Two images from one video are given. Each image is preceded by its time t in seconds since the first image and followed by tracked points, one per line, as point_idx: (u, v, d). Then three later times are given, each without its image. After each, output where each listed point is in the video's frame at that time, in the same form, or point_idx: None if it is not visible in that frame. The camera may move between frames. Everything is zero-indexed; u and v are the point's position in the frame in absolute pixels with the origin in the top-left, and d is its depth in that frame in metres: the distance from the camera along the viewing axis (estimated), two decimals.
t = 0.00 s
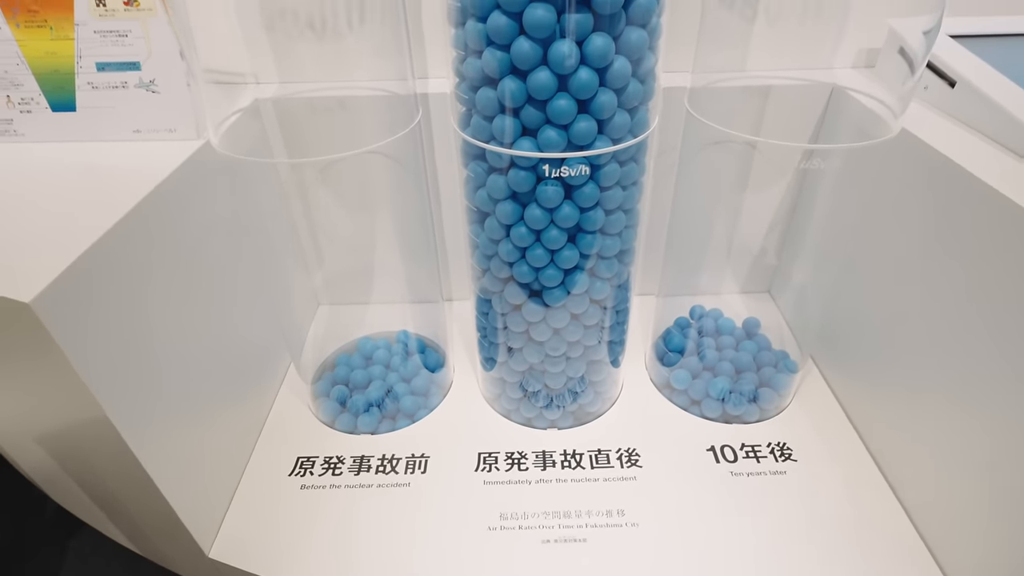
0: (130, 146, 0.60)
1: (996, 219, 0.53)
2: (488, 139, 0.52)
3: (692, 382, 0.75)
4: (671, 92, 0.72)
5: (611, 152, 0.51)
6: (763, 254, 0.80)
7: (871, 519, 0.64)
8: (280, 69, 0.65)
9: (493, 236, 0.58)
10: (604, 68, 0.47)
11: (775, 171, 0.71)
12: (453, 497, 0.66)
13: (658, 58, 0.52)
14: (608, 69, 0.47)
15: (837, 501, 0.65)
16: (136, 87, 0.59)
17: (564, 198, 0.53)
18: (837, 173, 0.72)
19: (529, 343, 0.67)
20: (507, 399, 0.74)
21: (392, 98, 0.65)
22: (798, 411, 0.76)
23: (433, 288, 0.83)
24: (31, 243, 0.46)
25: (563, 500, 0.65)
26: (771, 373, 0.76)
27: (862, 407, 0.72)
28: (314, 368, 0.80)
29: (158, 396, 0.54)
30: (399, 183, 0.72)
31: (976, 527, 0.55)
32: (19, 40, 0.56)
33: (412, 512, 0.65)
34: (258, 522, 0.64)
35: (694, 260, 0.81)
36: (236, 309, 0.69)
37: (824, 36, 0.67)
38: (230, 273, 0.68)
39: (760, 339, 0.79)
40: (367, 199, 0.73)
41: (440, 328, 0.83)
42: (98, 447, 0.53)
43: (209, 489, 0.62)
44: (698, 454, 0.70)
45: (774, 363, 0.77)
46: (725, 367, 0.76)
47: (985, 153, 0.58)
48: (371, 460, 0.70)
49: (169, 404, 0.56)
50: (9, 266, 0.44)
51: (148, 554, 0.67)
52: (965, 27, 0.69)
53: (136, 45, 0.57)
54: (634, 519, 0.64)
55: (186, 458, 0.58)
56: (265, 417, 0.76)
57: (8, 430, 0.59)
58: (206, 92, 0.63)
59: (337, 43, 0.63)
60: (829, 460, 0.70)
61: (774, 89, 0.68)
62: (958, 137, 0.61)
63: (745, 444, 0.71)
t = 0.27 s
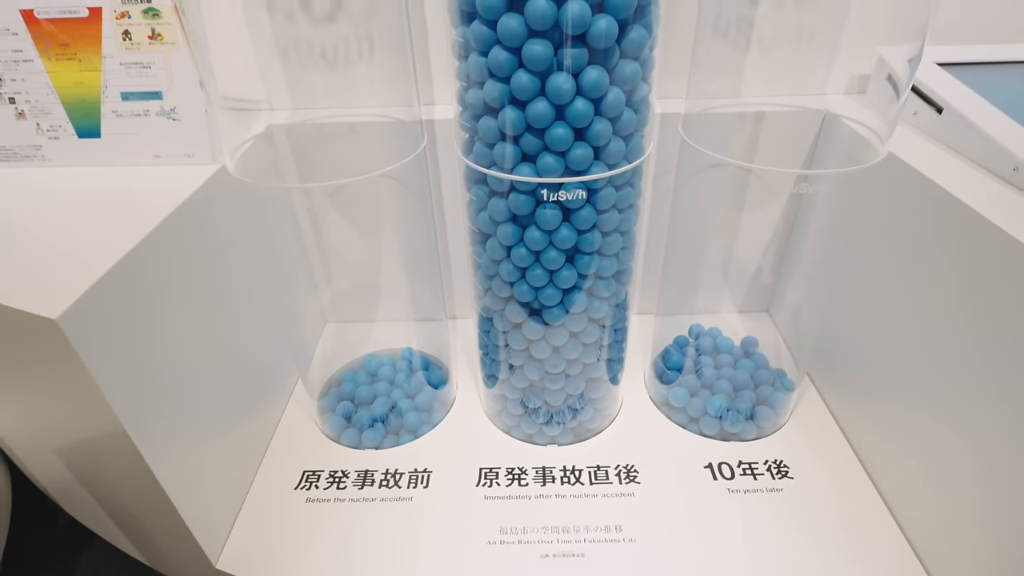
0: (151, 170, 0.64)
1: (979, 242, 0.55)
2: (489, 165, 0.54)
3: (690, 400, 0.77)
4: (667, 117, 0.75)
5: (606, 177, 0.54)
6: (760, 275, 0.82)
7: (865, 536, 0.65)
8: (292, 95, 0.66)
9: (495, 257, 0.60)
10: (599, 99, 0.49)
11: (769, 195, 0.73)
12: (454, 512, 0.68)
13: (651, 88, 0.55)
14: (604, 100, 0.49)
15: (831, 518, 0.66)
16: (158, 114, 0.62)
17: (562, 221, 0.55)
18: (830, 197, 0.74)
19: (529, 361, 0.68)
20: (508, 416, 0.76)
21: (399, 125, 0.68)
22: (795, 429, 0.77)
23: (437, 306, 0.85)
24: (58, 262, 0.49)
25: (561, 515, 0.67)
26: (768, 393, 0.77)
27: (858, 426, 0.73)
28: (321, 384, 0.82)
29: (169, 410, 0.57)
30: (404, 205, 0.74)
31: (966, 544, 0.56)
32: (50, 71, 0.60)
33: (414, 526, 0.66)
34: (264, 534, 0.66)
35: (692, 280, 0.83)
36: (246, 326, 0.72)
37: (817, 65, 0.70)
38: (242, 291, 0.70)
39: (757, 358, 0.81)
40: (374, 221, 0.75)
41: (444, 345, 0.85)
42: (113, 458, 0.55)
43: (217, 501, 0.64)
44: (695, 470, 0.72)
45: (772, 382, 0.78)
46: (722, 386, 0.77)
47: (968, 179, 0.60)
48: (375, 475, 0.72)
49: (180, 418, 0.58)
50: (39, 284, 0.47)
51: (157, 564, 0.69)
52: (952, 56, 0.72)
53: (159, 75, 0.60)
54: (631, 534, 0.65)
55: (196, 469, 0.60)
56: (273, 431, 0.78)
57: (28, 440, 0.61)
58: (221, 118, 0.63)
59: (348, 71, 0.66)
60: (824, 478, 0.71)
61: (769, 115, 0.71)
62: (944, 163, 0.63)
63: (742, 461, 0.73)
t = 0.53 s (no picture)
0: (175, 195, 0.67)
1: (969, 265, 0.57)
2: (495, 191, 0.57)
3: (692, 418, 0.78)
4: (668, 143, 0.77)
5: (606, 203, 0.56)
6: (760, 295, 0.84)
7: (864, 555, 0.65)
8: (310, 123, 0.71)
9: (500, 278, 0.63)
10: (599, 128, 0.51)
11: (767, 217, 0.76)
12: (460, 526, 0.69)
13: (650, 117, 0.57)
14: (603, 130, 0.51)
15: (831, 537, 0.67)
16: (183, 142, 0.66)
17: (564, 244, 0.58)
18: (828, 222, 0.76)
19: (533, 379, 0.71)
20: (514, 433, 0.78)
21: (411, 152, 0.71)
22: (796, 448, 0.78)
23: (445, 324, 0.87)
24: (92, 282, 0.53)
25: (564, 531, 0.68)
26: (769, 412, 0.78)
27: (859, 445, 0.74)
28: (333, 401, 0.84)
29: (187, 424, 0.59)
30: (414, 227, 0.77)
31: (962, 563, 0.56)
32: (83, 103, 0.64)
33: (421, 540, 0.68)
34: (275, 545, 0.68)
35: (694, 300, 0.85)
36: (262, 344, 0.75)
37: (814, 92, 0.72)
38: (258, 310, 0.73)
39: (759, 378, 0.82)
40: (384, 242, 0.78)
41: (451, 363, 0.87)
42: (134, 468, 0.58)
43: (231, 513, 0.67)
44: (696, 488, 0.73)
45: (773, 401, 0.80)
46: (724, 405, 0.78)
47: (959, 204, 0.61)
48: (383, 489, 0.74)
49: (197, 431, 0.61)
50: (74, 302, 0.50)
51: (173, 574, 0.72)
52: (945, 83, 0.74)
53: (186, 106, 0.64)
54: (633, 550, 0.66)
55: (211, 480, 0.63)
56: (285, 446, 0.80)
57: (54, 452, 0.64)
58: (244, 145, 0.68)
59: (363, 99, 0.69)
60: (824, 496, 0.72)
61: (768, 141, 0.73)
62: (936, 188, 0.65)
63: (743, 479, 0.74)
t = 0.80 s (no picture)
0: (195, 226, 0.70)
1: (960, 295, 0.58)
2: (501, 223, 0.59)
3: (694, 444, 0.80)
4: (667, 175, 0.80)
5: (608, 235, 0.58)
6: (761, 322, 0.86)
7: None
8: (323, 155, 0.72)
9: (506, 306, 0.65)
10: (601, 164, 0.54)
11: (767, 248, 0.77)
12: (465, 548, 0.71)
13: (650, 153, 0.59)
14: (605, 166, 0.53)
15: (831, 562, 0.68)
16: (204, 175, 0.69)
17: (567, 273, 0.60)
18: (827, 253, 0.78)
19: (538, 404, 0.72)
20: (519, 456, 0.79)
21: (422, 184, 0.74)
22: (797, 473, 0.79)
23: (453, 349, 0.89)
24: (119, 309, 0.56)
25: (568, 554, 0.69)
26: (770, 437, 0.79)
27: (859, 471, 0.75)
28: (342, 424, 0.86)
29: (202, 444, 0.61)
30: (423, 256, 0.80)
31: None
32: (111, 138, 0.67)
33: (427, 562, 0.69)
34: (285, 566, 0.70)
35: (695, 326, 0.87)
36: (274, 367, 0.77)
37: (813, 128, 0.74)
38: (271, 334, 0.76)
39: (761, 404, 0.84)
40: (394, 269, 0.81)
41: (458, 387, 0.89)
42: (152, 488, 0.60)
43: (243, 532, 0.68)
44: (699, 512, 0.74)
45: (774, 427, 0.81)
46: (726, 431, 0.80)
47: (949, 237, 0.63)
48: (390, 511, 0.76)
49: (212, 452, 0.63)
50: (104, 330, 0.53)
51: None
52: (938, 116, 0.76)
53: (206, 141, 0.68)
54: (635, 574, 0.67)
55: (225, 500, 0.65)
56: (296, 468, 0.82)
57: (74, 472, 0.66)
58: (258, 177, 0.69)
59: (374, 132, 0.72)
60: (825, 522, 0.73)
61: (767, 173, 0.75)
62: (930, 220, 0.67)
63: (745, 504, 0.75)
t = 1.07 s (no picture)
0: (221, 267, 0.75)
1: (933, 333, 0.62)
2: (506, 267, 0.64)
3: (692, 478, 0.82)
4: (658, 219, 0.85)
5: (606, 278, 0.62)
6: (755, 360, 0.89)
7: None
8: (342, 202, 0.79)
9: (510, 343, 0.69)
10: (598, 215, 0.58)
11: (757, 288, 0.82)
12: None
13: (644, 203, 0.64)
14: (602, 216, 0.58)
15: None
16: (230, 221, 0.74)
17: (568, 313, 0.64)
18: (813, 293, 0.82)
19: (540, 438, 0.75)
20: (522, 490, 0.82)
21: (433, 228, 0.79)
22: (793, 509, 0.81)
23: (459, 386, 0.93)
24: (156, 345, 0.60)
25: None
26: (767, 472, 0.82)
27: (853, 506, 0.77)
28: (352, 457, 0.89)
29: (221, 474, 0.65)
30: (434, 296, 0.84)
31: None
32: (147, 187, 0.73)
33: None
34: None
35: (692, 364, 0.91)
36: (289, 402, 0.81)
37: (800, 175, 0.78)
38: (287, 370, 0.80)
39: (758, 440, 0.86)
40: (405, 308, 0.85)
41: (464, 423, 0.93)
42: (172, 516, 0.63)
43: (256, 562, 0.71)
44: (698, 546, 0.76)
45: (770, 462, 0.84)
46: (723, 465, 0.83)
47: (925, 280, 0.68)
48: (397, 544, 0.78)
49: (230, 482, 0.66)
50: (143, 366, 0.57)
51: None
52: (913, 166, 0.82)
53: (234, 189, 0.73)
54: None
55: (239, 529, 0.68)
56: (306, 501, 0.85)
57: (97, 502, 0.70)
58: (283, 221, 0.75)
59: (389, 180, 0.77)
60: (821, 556, 0.74)
61: (756, 219, 0.79)
62: (908, 264, 0.71)
63: (743, 538, 0.77)
